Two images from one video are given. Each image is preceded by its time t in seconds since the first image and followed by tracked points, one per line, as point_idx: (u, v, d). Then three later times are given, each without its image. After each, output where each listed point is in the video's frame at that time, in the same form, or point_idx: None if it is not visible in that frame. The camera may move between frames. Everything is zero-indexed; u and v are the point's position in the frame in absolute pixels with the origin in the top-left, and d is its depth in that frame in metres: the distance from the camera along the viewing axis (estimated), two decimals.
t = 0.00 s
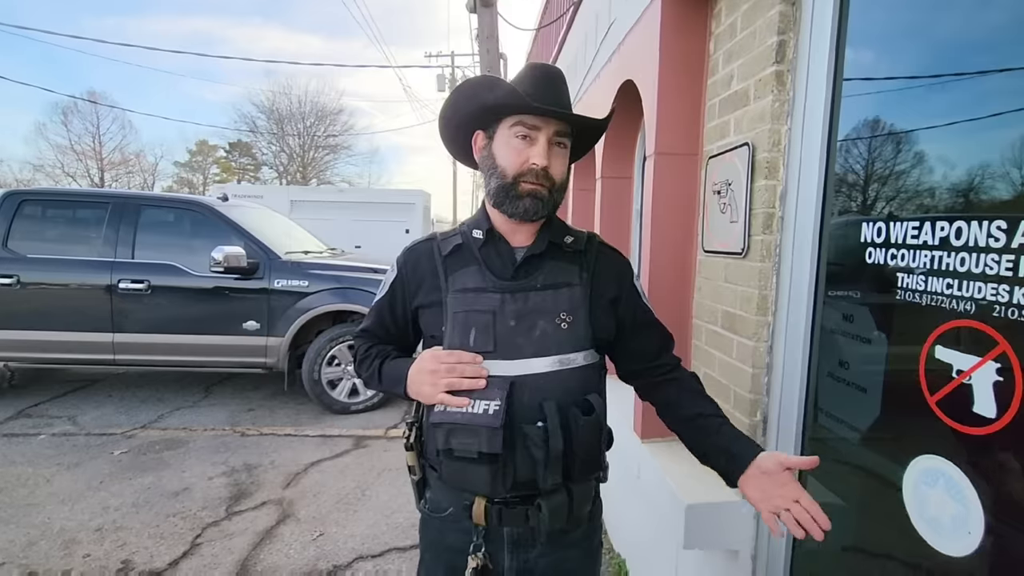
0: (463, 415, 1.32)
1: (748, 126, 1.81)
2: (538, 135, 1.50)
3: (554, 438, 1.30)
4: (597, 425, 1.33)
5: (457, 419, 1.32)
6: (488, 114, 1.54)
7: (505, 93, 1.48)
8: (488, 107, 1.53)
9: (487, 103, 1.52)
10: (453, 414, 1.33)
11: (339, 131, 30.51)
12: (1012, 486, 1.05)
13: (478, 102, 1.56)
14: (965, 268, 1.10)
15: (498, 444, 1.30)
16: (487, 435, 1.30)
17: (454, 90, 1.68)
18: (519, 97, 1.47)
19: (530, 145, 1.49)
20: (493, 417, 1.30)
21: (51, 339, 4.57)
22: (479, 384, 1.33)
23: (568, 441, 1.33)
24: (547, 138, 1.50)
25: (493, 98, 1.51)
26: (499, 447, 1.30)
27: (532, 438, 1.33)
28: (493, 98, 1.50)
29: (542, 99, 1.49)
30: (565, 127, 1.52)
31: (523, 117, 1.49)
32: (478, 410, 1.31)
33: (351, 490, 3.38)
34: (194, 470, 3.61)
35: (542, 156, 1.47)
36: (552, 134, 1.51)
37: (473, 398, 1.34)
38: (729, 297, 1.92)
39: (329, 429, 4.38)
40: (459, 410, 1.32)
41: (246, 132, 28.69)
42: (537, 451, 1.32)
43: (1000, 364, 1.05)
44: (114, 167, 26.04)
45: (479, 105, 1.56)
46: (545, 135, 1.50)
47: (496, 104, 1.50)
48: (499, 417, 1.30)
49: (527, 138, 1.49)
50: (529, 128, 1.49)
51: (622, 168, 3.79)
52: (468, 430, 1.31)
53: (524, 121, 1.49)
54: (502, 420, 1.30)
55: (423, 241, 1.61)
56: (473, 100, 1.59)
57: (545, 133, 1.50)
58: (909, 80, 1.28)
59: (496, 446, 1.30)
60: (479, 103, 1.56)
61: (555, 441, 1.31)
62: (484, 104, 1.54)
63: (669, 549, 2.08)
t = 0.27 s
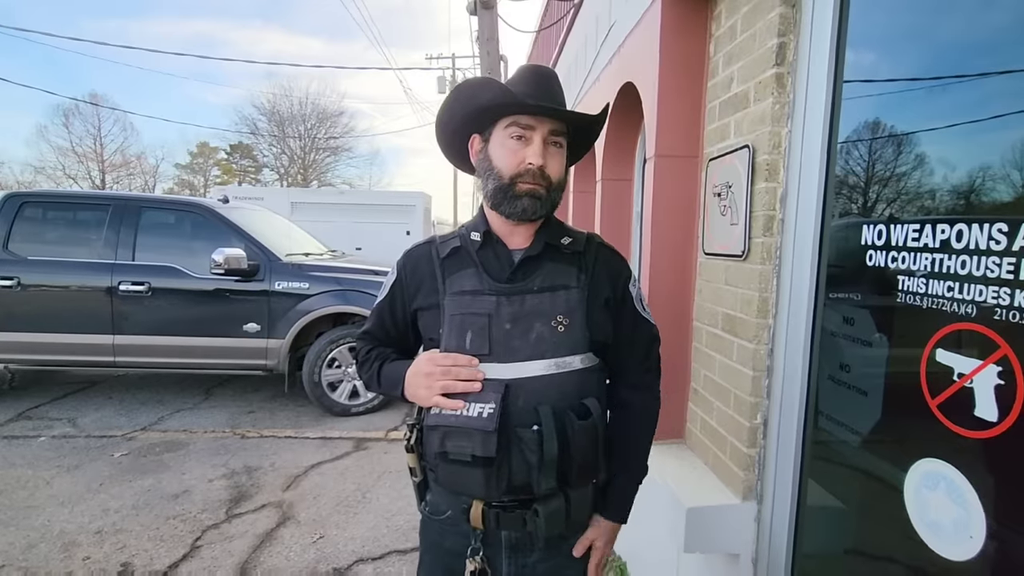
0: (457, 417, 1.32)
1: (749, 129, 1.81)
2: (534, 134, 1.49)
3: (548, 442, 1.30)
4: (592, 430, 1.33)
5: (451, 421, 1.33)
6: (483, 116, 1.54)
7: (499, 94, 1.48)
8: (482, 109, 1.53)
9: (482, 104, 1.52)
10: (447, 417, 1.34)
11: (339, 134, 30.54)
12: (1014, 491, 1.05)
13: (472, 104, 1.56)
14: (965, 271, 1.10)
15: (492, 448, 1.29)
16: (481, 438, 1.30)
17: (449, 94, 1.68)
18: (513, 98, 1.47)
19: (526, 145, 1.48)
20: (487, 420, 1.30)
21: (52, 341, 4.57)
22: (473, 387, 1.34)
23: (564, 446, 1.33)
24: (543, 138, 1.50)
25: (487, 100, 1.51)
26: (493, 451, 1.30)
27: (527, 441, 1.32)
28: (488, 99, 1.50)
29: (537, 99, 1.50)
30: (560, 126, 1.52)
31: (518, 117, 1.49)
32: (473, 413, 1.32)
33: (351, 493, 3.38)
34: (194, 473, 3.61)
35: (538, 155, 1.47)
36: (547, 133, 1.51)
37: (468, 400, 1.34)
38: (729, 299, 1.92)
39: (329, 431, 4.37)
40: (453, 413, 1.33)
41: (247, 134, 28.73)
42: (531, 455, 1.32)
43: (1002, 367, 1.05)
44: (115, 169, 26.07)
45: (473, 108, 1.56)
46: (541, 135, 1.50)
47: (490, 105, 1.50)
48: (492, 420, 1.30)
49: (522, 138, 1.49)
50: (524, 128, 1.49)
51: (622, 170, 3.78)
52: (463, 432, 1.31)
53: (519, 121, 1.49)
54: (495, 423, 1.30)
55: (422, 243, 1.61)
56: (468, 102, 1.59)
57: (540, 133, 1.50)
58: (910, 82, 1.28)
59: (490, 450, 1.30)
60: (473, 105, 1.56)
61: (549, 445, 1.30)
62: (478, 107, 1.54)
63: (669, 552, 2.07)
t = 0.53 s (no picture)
0: (455, 418, 1.32)
1: (751, 129, 1.80)
2: (531, 136, 1.49)
3: (546, 443, 1.29)
4: (591, 432, 1.33)
5: (449, 422, 1.32)
6: (480, 118, 1.54)
7: (494, 96, 1.48)
8: (479, 111, 1.53)
9: (479, 107, 1.51)
10: (445, 418, 1.33)
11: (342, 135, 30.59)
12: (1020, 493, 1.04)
13: (469, 106, 1.56)
14: (971, 272, 1.09)
15: (489, 449, 1.29)
16: (478, 439, 1.29)
17: (446, 96, 1.68)
18: (509, 100, 1.47)
19: (524, 147, 1.48)
20: (485, 421, 1.30)
21: (55, 342, 4.58)
22: (471, 388, 1.34)
23: (562, 449, 1.32)
24: (540, 139, 1.50)
25: (483, 102, 1.51)
26: (490, 452, 1.29)
27: (524, 443, 1.32)
28: (484, 102, 1.50)
29: (533, 100, 1.49)
30: (557, 127, 1.51)
31: (515, 119, 1.49)
32: (470, 414, 1.31)
33: (353, 494, 3.37)
34: (196, 474, 3.61)
35: (535, 157, 1.47)
36: (544, 134, 1.51)
37: (466, 401, 1.34)
38: (732, 301, 1.91)
39: (331, 432, 4.37)
40: (451, 414, 1.33)
41: (250, 136, 28.79)
42: (529, 457, 1.31)
43: (1010, 369, 1.04)
44: (118, 170, 26.15)
45: (470, 110, 1.55)
46: (538, 136, 1.49)
47: (487, 108, 1.50)
48: (490, 421, 1.29)
49: (519, 140, 1.49)
50: (521, 130, 1.49)
51: (624, 171, 3.78)
52: (461, 433, 1.31)
53: (516, 123, 1.49)
54: (493, 424, 1.29)
55: (422, 244, 1.61)
56: (464, 105, 1.59)
57: (537, 134, 1.50)
58: (913, 83, 1.27)
59: (487, 451, 1.29)
60: (470, 108, 1.56)
61: (547, 446, 1.30)
62: (475, 109, 1.54)
63: (672, 554, 2.07)
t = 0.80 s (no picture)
0: (451, 419, 1.32)
1: (753, 132, 1.80)
2: (529, 138, 1.50)
3: (540, 446, 1.30)
4: (587, 435, 1.33)
5: (445, 423, 1.33)
6: (478, 122, 1.55)
7: (492, 99, 1.49)
8: (476, 114, 1.54)
9: (476, 111, 1.53)
10: (441, 418, 1.34)
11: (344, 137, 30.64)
12: (1019, 495, 1.04)
13: (467, 110, 1.57)
14: (971, 275, 1.10)
15: (484, 451, 1.29)
16: (474, 440, 1.30)
17: (445, 100, 1.69)
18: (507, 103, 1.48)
19: (521, 149, 1.49)
20: (480, 422, 1.30)
21: (57, 343, 4.59)
22: (468, 390, 1.34)
23: (557, 451, 1.33)
24: (538, 141, 1.50)
25: (480, 106, 1.52)
26: (485, 453, 1.30)
27: (520, 445, 1.33)
28: (481, 105, 1.51)
29: (531, 103, 1.50)
30: (554, 129, 1.52)
31: (512, 121, 1.49)
32: (466, 415, 1.32)
33: (354, 495, 3.38)
34: (198, 475, 3.61)
35: (533, 159, 1.47)
36: (542, 136, 1.52)
37: (463, 403, 1.34)
38: (733, 302, 1.91)
39: (333, 433, 4.38)
40: (447, 415, 1.33)
41: (252, 137, 28.85)
42: (525, 459, 1.32)
43: (1009, 371, 1.04)
44: (121, 172, 26.22)
45: (468, 114, 1.57)
46: (536, 138, 1.50)
47: (485, 111, 1.51)
48: (485, 423, 1.30)
49: (517, 142, 1.50)
50: (518, 132, 1.50)
51: (624, 172, 3.78)
52: (456, 434, 1.31)
53: (513, 125, 1.50)
54: (488, 426, 1.29)
55: (423, 245, 1.62)
56: (462, 109, 1.60)
57: (535, 136, 1.50)
58: (913, 85, 1.28)
59: (484, 452, 1.30)
60: (469, 112, 1.57)
61: (542, 449, 1.30)
62: (473, 113, 1.55)
63: (673, 556, 2.07)
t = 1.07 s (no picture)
0: (451, 420, 1.33)
1: (752, 133, 1.81)
2: (529, 139, 1.50)
3: (540, 447, 1.30)
4: (586, 436, 1.33)
5: (445, 424, 1.33)
6: (479, 122, 1.56)
7: (492, 100, 1.49)
8: (477, 115, 1.55)
9: (477, 112, 1.53)
10: (441, 419, 1.34)
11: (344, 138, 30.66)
12: (1017, 496, 1.04)
13: (467, 111, 1.58)
14: (969, 276, 1.10)
15: (484, 451, 1.30)
16: (473, 441, 1.30)
17: (446, 100, 1.70)
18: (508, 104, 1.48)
19: (522, 150, 1.50)
20: (480, 423, 1.31)
21: (59, 344, 4.60)
22: (468, 391, 1.34)
23: (557, 453, 1.33)
24: (538, 142, 1.51)
25: (481, 106, 1.52)
26: (485, 454, 1.30)
27: (519, 447, 1.33)
28: (482, 105, 1.52)
29: (532, 105, 1.51)
30: (554, 131, 1.52)
31: (513, 122, 1.50)
32: (466, 416, 1.32)
33: (355, 496, 3.39)
34: (199, 475, 3.62)
35: (533, 160, 1.48)
36: (543, 137, 1.52)
37: (463, 404, 1.35)
38: (732, 303, 1.92)
39: (333, 434, 4.39)
40: (447, 416, 1.34)
41: (253, 138, 28.88)
42: (524, 460, 1.33)
43: (1007, 372, 1.04)
44: (123, 172, 26.28)
45: (469, 115, 1.57)
46: (536, 139, 1.51)
47: (485, 112, 1.52)
48: (485, 424, 1.30)
49: (518, 143, 1.50)
50: (519, 133, 1.50)
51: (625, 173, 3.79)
52: (456, 435, 1.32)
53: (514, 126, 1.50)
54: (488, 427, 1.30)
55: (424, 246, 1.62)
56: (463, 110, 1.61)
57: (535, 137, 1.51)
58: (914, 85, 1.28)
59: (482, 453, 1.30)
60: (469, 112, 1.57)
61: (541, 450, 1.30)
62: (474, 113, 1.55)
63: (672, 556, 2.07)
